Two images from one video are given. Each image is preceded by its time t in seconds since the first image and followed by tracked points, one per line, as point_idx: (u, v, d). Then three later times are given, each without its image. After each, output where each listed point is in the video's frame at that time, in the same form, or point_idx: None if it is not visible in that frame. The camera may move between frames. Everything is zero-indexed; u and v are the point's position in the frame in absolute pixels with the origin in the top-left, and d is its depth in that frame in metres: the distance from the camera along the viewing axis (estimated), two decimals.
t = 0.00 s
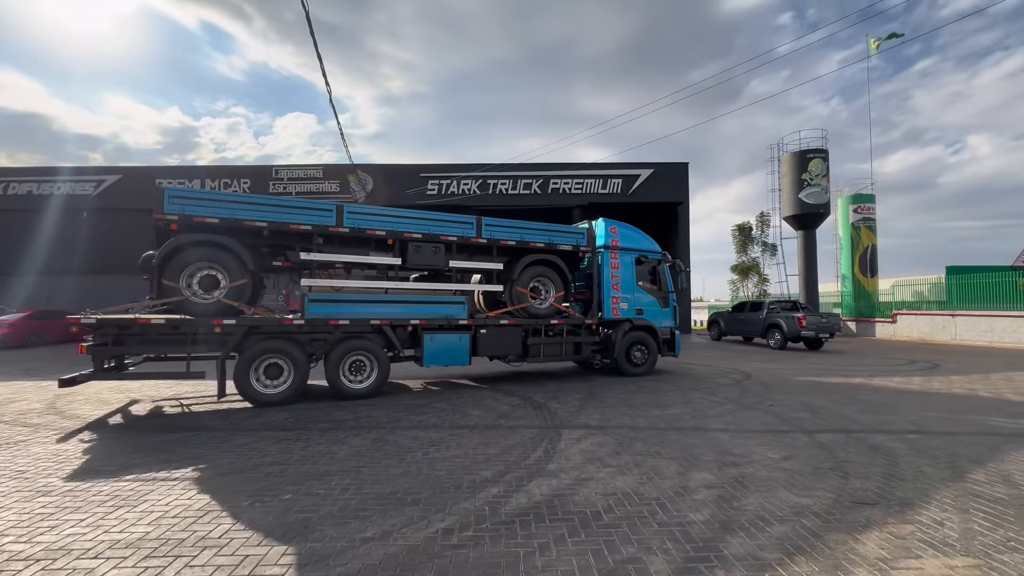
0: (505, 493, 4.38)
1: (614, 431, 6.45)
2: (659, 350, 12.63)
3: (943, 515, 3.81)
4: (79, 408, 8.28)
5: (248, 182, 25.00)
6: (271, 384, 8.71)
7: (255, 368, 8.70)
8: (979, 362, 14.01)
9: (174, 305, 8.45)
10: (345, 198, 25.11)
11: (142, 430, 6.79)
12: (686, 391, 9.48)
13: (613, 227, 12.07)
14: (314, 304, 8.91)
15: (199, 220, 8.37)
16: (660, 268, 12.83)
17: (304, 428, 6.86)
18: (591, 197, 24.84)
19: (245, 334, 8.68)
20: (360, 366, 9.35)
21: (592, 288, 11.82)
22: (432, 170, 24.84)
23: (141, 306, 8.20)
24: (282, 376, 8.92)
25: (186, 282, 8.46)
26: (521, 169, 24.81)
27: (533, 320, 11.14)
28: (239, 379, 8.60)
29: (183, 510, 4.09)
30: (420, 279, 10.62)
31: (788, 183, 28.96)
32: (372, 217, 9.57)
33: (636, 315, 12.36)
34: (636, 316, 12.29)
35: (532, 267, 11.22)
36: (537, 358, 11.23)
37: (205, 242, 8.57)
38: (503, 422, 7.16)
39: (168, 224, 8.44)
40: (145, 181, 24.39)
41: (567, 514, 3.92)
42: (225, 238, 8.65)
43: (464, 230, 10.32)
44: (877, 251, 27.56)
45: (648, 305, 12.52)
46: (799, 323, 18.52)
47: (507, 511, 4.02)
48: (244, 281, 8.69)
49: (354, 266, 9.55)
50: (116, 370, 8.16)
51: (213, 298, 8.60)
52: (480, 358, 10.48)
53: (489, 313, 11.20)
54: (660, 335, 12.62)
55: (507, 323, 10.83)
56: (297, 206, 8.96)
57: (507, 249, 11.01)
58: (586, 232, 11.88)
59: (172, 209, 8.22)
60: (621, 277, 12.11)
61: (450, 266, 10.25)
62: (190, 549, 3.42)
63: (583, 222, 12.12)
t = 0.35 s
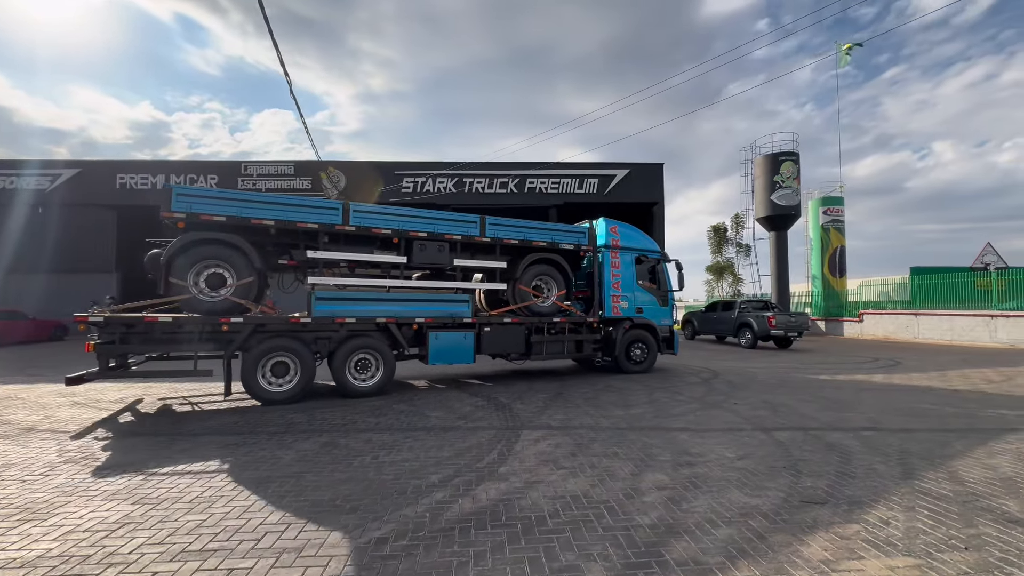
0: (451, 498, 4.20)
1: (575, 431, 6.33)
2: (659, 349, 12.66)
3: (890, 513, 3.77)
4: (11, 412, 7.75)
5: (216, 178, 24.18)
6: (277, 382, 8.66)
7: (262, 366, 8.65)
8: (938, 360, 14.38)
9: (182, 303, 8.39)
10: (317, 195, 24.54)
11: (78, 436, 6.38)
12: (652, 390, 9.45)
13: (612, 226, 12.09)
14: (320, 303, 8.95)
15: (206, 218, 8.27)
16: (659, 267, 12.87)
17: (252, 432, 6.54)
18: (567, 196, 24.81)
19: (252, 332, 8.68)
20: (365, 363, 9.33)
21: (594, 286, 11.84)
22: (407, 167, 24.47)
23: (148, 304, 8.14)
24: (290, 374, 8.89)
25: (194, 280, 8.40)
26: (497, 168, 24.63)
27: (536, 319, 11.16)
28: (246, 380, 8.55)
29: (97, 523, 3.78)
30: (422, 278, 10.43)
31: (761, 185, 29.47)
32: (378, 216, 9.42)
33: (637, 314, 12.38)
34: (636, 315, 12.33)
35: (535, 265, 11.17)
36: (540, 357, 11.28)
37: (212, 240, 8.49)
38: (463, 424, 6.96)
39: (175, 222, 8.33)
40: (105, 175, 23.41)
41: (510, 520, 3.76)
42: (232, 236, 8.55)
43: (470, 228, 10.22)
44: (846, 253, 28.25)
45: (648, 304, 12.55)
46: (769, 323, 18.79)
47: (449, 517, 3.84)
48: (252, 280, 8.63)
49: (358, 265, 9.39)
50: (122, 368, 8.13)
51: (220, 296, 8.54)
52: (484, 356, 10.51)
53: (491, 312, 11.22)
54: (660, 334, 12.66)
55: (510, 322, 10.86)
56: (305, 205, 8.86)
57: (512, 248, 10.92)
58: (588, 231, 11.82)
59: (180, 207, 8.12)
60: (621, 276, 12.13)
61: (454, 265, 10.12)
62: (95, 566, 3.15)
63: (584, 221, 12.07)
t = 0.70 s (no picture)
0: (390, 510, 3.99)
1: (534, 436, 6.19)
2: (660, 349, 12.62)
3: (838, 520, 3.68)
4: None
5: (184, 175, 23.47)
6: (286, 384, 8.62)
7: (269, 368, 8.62)
8: (904, 360, 14.62)
9: (190, 304, 8.36)
10: (291, 193, 23.95)
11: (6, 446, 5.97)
12: (621, 392, 9.36)
13: (614, 227, 12.05)
14: (329, 304, 8.92)
15: (216, 220, 8.34)
16: (660, 269, 12.84)
17: (196, 440, 6.22)
18: (545, 197, 24.72)
19: (259, 333, 8.63)
20: (372, 363, 9.29)
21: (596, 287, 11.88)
22: (384, 166, 24.12)
23: (157, 306, 8.10)
24: (298, 374, 8.86)
25: (204, 281, 8.39)
26: (474, 167, 24.42)
27: (539, 319, 11.21)
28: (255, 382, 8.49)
29: None
30: (426, 279, 10.47)
31: (738, 187, 29.85)
32: (384, 217, 9.49)
33: (638, 314, 12.32)
34: (638, 315, 12.29)
35: (537, 267, 11.26)
36: (544, 357, 11.26)
37: (222, 241, 8.52)
38: (421, 429, 6.75)
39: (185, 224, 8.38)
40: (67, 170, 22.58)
41: (446, 534, 3.57)
42: (241, 237, 8.61)
43: (474, 230, 10.29)
44: (819, 254, 28.75)
45: (649, 305, 12.51)
46: (743, 323, 18.97)
47: (384, 531, 3.64)
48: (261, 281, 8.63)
49: (364, 266, 9.45)
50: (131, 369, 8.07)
51: (229, 297, 8.52)
52: (489, 356, 10.48)
53: (495, 313, 11.24)
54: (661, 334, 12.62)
55: (515, 322, 10.86)
56: (313, 207, 8.95)
57: (516, 250, 11.01)
58: (589, 233, 11.83)
59: (191, 209, 8.20)
60: (623, 277, 12.07)
61: (459, 266, 10.19)
62: None
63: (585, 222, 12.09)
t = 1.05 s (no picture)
0: (325, 523, 3.77)
1: (491, 440, 6.00)
2: (664, 349, 12.52)
3: (788, 527, 3.55)
4: None
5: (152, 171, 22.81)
6: (294, 384, 8.58)
7: (278, 368, 8.56)
8: (874, 359, 14.79)
9: (199, 305, 8.27)
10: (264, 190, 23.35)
11: None
12: (591, 393, 9.22)
13: (617, 228, 11.96)
14: (337, 304, 8.84)
15: (225, 221, 8.23)
16: (664, 269, 12.72)
17: (134, 448, 5.88)
18: (525, 196, 24.56)
19: (268, 333, 8.57)
20: (377, 362, 9.22)
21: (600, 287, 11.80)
22: (360, 164, 23.70)
23: (166, 306, 8.03)
24: (306, 374, 8.81)
25: (214, 282, 8.32)
26: (453, 166, 24.13)
27: (545, 319, 11.07)
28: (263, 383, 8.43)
29: None
30: (431, 280, 10.31)
31: (717, 189, 30.09)
32: (391, 218, 9.40)
33: (642, 314, 12.23)
34: (642, 315, 12.19)
35: (543, 267, 11.11)
36: (548, 357, 11.17)
37: (230, 242, 8.46)
38: (378, 434, 6.50)
39: (193, 226, 8.27)
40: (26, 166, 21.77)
41: (377, 549, 3.35)
42: (250, 237, 8.51)
43: (479, 230, 10.16)
44: (796, 255, 29.07)
45: (654, 305, 12.42)
46: (719, 323, 19.06)
47: (312, 546, 3.42)
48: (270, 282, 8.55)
49: (370, 266, 9.35)
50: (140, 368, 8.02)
51: (237, 297, 8.44)
52: (494, 356, 10.38)
53: (500, 313, 11.16)
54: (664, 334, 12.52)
55: (520, 322, 10.76)
56: (322, 207, 8.85)
57: (521, 250, 10.87)
58: (593, 233, 11.71)
59: (201, 210, 8.10)
60: (626, 277, 11.99)
61: (464, 267, 10.08)
62: None
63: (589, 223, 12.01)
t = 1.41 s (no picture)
0: (248, 544, 3.49)
1: (446, 449, 5.77)
2: (666, 349, 12.39)
3: (735, 541, 3.40)
4: None
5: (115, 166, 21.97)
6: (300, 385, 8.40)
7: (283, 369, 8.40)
8: (842, 359, 14.97)
9: (206, 307, 8.12)
10: (233, 187, 22.65)
11: None
12: (558, 396, 9.04)
13: (619, 229, 11.82)
14: (342, 305, 8.65)
15: (231, 224, 8.11)
16: (666, 270, 12.60)
17: (59, 461, 5.48)
18: (502, 196, 24.36)
19: (274, 334, 8.41)
20: (383, 363, 9.09)
21: (602, 288, 11.68)
22: (334, 161, 23.18)
23: (174, 308, 7.92)
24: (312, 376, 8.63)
25: (219, 283, 8.17)
26: (430, 165, 23.76)
27: (549, 320, 10.87)
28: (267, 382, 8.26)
29: None
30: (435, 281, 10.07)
31: (694, 190, 30.33)
32: (396, 220, 9.22)
33: (644, 315, 12.10)
34: (644, 316, 12.06)
35: (546, 268, 10.93)
36: (552, 358, 10.92)
37: (236, 244, 8.34)
38: (328, 443, 6.20)
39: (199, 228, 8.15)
40: None
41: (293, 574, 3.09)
42: (256, 239, 8.38)
43: (483, 232, 9.95)
44: (771, 256, 29.44)
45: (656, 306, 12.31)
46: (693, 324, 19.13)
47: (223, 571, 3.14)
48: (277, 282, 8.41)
49: (375, 267, 9.14)
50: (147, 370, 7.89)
51: (243, 298, 8.30)
52: (498, 357, 10.15)
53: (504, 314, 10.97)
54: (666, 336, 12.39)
55: (525, 323, 10.56)
56: (327, 209, 8.71)
57: (525, 252, 10.67)
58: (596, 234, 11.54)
59: (207, 213, 7.99)
60: (629, 278, 11.87)
61: (469, 269, 9.88)
62: None
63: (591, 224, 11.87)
